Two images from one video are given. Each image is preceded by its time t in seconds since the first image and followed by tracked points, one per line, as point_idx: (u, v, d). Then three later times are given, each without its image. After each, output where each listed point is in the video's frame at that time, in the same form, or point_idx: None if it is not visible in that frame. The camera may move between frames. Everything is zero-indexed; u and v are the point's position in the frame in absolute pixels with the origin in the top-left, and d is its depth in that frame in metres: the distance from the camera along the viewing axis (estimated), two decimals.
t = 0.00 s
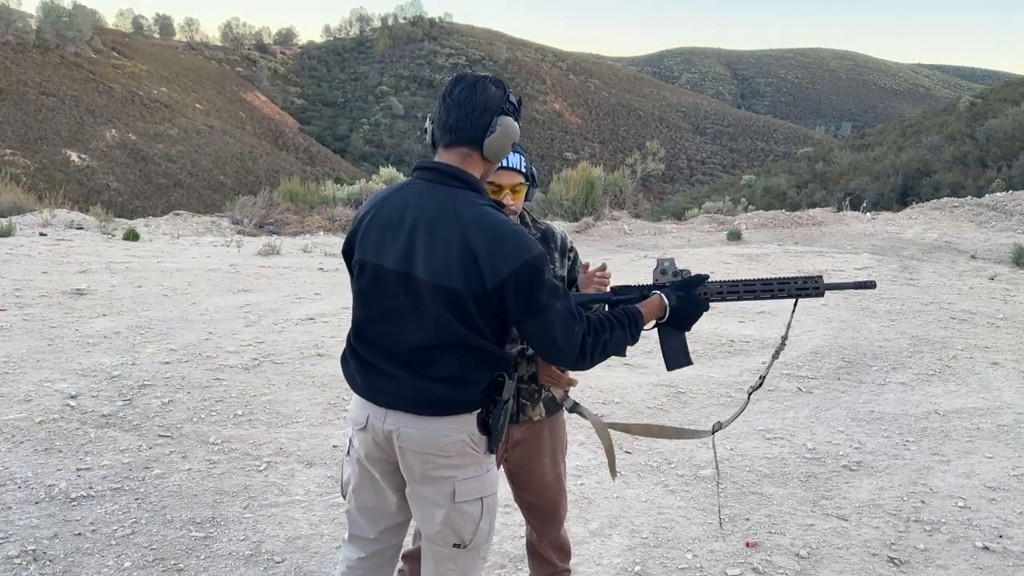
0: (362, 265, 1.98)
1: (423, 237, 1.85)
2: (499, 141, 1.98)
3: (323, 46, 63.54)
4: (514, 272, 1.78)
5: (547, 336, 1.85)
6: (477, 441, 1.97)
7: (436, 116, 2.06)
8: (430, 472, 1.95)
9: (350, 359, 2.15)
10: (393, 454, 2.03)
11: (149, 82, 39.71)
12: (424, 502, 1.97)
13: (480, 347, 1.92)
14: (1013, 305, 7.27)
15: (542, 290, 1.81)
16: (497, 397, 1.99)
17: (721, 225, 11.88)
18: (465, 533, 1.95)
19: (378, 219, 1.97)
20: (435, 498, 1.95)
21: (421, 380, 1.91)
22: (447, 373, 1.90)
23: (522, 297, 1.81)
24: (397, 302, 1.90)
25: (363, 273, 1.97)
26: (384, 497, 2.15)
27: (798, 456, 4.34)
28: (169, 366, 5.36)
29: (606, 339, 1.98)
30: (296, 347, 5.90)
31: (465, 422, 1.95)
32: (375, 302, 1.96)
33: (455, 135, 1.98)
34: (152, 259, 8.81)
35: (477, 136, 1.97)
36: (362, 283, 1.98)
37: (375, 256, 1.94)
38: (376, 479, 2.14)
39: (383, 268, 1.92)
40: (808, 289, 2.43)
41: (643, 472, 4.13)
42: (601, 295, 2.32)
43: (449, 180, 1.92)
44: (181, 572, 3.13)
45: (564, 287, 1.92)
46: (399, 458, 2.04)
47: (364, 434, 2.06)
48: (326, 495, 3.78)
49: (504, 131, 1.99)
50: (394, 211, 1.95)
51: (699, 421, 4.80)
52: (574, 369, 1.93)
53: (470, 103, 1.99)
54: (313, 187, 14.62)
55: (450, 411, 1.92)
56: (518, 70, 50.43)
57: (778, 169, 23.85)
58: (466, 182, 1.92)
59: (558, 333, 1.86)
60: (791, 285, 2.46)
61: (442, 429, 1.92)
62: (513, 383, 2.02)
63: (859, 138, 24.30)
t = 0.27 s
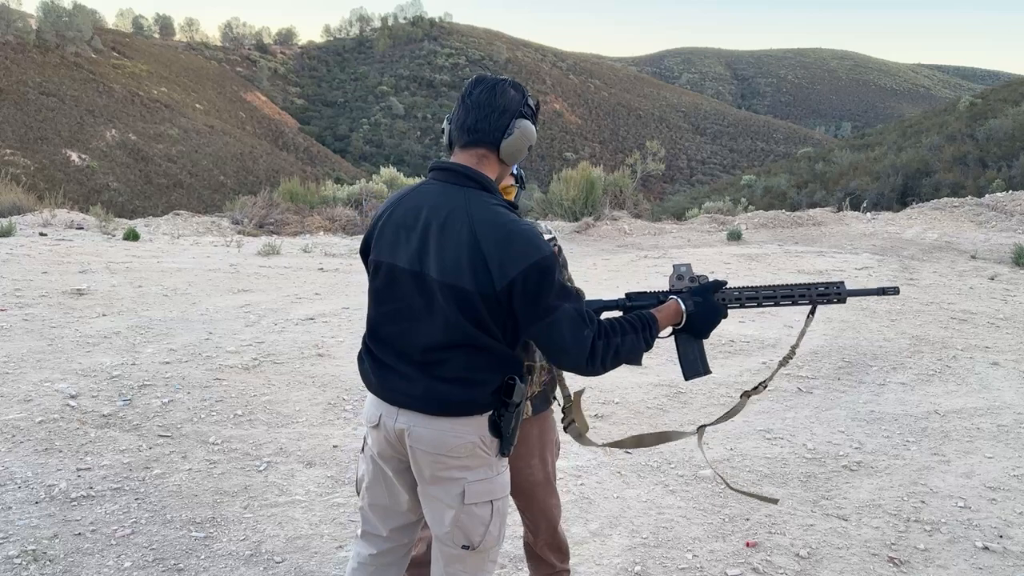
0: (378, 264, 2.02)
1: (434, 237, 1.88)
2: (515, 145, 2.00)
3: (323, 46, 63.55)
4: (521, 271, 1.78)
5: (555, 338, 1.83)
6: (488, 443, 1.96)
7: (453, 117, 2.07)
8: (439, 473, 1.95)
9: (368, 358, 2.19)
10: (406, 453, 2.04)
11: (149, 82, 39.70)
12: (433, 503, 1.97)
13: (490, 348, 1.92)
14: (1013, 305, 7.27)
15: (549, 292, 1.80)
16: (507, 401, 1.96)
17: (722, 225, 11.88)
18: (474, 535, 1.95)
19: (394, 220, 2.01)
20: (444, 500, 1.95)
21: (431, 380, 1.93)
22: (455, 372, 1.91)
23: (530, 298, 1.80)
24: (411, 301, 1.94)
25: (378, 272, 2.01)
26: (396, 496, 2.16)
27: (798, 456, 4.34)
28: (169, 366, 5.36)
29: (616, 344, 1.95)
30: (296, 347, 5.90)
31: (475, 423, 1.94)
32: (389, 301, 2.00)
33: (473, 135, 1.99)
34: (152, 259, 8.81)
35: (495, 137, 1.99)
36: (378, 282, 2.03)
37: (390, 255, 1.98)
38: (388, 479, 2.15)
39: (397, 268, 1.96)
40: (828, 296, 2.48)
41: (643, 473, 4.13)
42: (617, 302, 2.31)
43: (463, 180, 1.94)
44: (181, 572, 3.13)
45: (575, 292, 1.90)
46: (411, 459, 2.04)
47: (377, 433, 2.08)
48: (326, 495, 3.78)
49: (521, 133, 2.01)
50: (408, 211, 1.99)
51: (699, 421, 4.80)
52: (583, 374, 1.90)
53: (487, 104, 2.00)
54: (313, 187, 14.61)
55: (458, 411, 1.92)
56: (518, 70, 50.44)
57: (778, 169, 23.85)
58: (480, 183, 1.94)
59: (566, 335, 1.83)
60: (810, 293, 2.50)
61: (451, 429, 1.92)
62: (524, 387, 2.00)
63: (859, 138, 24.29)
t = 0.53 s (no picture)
0: (383, 265, 2.02)
1: (438, 236, 1.88)
2: (520, 144, 2.01)
3: (323, 46, 63.58)
4: (524, 270, 1.78)
5: (557, 338, 1.83)
6: (494, 444, 1.97)
7: (457, 116, 2.06)
8: (446, 474, 1.96)
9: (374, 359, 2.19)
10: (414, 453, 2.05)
11: (149, 82, 39.70)
12: (441, 503, 1.98)
13: (493, 348, 1.92)
14: (1013, 304, 7.26)
15: (551, 291, 1.80)
16: (510, 403, 1.96)
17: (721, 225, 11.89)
18: (480, 536, 1.96)
19: (399, 221, 2.01)
20: (451, 500, 1.96)
21: (434, 380, 1.93)
22: (460, 372, 1.91)
23: (532, 297, 1.80)
24: (415, 301, 1.94)
25: (382, 272, 2.01)
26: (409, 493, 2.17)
27: (798, 456, 4.34)
28: (169, 366, 5.36)
29: (620, 344, 1.95)
30: (296, 347, 5.90)
31: (480, 424, 1.95)
32: (394, 301, 2.00)
33: (478, 135, 1.98)
34: (152, 259, 8.81)
35: (500, 136, 1.99)
36: (383, 283, 2.03)
37: (395, 255, 1.99)
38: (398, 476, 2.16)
39: (402, 269, 1.97)
40: (832, 298, 2.49)
41: (643, 472, 4.13)
42: (619, 303, 2.31)
43: (468, 179, 1.94)
44: (181, 572, 3.13)
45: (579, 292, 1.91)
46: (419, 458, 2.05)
47: (387, 432, 2.10)
48: (326, 495, 3.78)
49: (525, 133, 2.01)
50: (413, 211, 1.99)
51: (699, 421, 4.81)
52: (586, 374, 1.89)
53: (492, 103, 2.00)
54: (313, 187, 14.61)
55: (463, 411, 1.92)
56: (518, 70, 50.42)
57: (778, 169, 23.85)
58: (484, 183, 1.95)
59: (568, 335, 1.83)
60: (815, 293, 2.50)
61: (457, 431, 1.93)
62: (528, 388, 1.98)
63: (859, 138, 24.30)
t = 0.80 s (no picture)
0: (385, 266, 2.03)
1: (438, 237, 1.88)
2: (515, 143, 2.01)
3: (323, 46, 63.57)
4: (521, 268, 1.77)
5: (556, 336, 1.82)
6: (496, 443, 1.97)
7: (452, 117, 2.06)
8: (448, 473, 1.97)
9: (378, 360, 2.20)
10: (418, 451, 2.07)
11: (149, 82, 39.70)
12: (444, 501, 2.00)
13: (494, 347, 1.91)
14: (1013, 305, 7.26)
15: (549, 289, 1.79)
16: (509, 402, 1.94)
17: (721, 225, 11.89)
18: (481, 535, 1.97)
19: (400, 221, 2.02)
20: (453, 499, 1.97)
21: (434, 379, 1.93)
22: (460, 371, 1.90)
23: (530, 295, 1.80)
24: (416, 301, 1.95)
25: (384, 273, 2.02)
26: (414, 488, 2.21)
27: (798, 456, 4.34)
28: (169, 366, 5.36)
29: (618, 340, 1.94)
30: (296, 347, 5.90)
31: (481, 424, 1.94)
32: (396, 302, 2.01)
33: (474, 135, 1.98)
34: (152, 259, 8.81)
35: (496, 136, 1.99)
36: (385, 285, 2.04)
37: (396, 257, 1.99)
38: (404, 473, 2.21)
39: (403, 270, 1.97)
40: (824, 282, 2.48)
41: (643, 472, 4.13)
42: (615, 301, 2.31)
43: (466, 179, 1.94)
44: (181, 572, 3.13)
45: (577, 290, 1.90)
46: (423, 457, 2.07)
47: (392, 430, 2.12)
48: (326, 495, 3.78)
49: (520, 132, 2.01)
50: (414, 211, 1.99)
51: (698, 420, 4.81)
52: (585, 372, 1.88)
53: (487, 103, 2.00)
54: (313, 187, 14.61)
55: (465, 410, 1.91)
56: (518, 70, 50.42)
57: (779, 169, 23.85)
58: (482, 183, 1.94)
59: (566, 332, 1.81)
60: (808, 281, 2.49)
61: (457, 430, 1.93)
62: (527, 388, 1.97)
63: (859, 138, 24.30)
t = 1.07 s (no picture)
0: (389, 267, 2.05)
1: (438, 235, 1.89)
2: (509, 140, 1.99)
3: (323, 46, 63.57)
4: (519, 261, 1.77)
5: (555, 328, 1.81)
6: (497, 440, 1.96)
7: (447, 119, 2.06)
8: (451, 466, 1.97)
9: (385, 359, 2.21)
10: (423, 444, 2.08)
11: (149, 82, 39.70)
12: (448, 494, 2.00)
13: (496, 342, 1.91)
14: (1013, 304, 7.26)
15: (547, 281, 1.79)
16: (511, 396, 1.94)
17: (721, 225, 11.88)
18: (482, 529, 1.96)
19: (401, 222, 2.03)
20: (455, 492, 1.98)
21: (438, 374, 1.94)
22: (462, 367, 1.91)
23: (530, 288, 1.80)
24: (419, 298, 1.95)
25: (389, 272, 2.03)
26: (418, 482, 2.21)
27: (799, 456, 4.34)
28: (169, 366, 5.36)
29: (619, 329, 1.93)
30: (296, 347, 5.90)
31: (484, 418, 1.94)
32: (399, 301, 2.02)
33: (469, 136, 1.98)
34: (152, 259, 8.81)
35: (489, 135, 1.98)
36: (389, 285, 2.05)
37: (399, 256, 2.00)
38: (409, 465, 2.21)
39: (405, 270, 1.98)
40: (818, 269, 2.46)
41: (643, 472, 4.13)
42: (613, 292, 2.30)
43: (465, 178, 1.94)
44: (181, 572, 3.13)
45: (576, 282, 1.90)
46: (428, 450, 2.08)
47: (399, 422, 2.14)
48: (326, 495, 3.78)
49: (515, 129, 2.00)
50: (416, 211, 2.00)
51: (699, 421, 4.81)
52: (586, 361, 1.88)
53: (478, 103, 1.98)
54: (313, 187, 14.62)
55: (469, 405, 1.92)
56: (518, 70, 50.41)
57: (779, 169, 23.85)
58: (481, 181, 1.94)
59: (565, 324, 1.81)
60: (801, 268, 2.49)
61: (459, 424, 1.93)
62: (529, 384, 1.96)
63: (859, 138, 24.29)
